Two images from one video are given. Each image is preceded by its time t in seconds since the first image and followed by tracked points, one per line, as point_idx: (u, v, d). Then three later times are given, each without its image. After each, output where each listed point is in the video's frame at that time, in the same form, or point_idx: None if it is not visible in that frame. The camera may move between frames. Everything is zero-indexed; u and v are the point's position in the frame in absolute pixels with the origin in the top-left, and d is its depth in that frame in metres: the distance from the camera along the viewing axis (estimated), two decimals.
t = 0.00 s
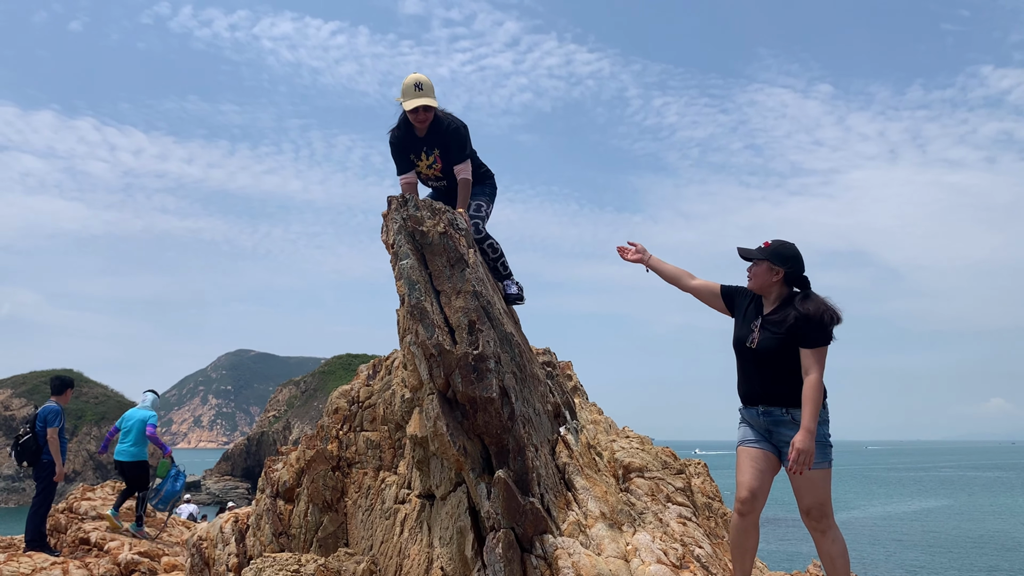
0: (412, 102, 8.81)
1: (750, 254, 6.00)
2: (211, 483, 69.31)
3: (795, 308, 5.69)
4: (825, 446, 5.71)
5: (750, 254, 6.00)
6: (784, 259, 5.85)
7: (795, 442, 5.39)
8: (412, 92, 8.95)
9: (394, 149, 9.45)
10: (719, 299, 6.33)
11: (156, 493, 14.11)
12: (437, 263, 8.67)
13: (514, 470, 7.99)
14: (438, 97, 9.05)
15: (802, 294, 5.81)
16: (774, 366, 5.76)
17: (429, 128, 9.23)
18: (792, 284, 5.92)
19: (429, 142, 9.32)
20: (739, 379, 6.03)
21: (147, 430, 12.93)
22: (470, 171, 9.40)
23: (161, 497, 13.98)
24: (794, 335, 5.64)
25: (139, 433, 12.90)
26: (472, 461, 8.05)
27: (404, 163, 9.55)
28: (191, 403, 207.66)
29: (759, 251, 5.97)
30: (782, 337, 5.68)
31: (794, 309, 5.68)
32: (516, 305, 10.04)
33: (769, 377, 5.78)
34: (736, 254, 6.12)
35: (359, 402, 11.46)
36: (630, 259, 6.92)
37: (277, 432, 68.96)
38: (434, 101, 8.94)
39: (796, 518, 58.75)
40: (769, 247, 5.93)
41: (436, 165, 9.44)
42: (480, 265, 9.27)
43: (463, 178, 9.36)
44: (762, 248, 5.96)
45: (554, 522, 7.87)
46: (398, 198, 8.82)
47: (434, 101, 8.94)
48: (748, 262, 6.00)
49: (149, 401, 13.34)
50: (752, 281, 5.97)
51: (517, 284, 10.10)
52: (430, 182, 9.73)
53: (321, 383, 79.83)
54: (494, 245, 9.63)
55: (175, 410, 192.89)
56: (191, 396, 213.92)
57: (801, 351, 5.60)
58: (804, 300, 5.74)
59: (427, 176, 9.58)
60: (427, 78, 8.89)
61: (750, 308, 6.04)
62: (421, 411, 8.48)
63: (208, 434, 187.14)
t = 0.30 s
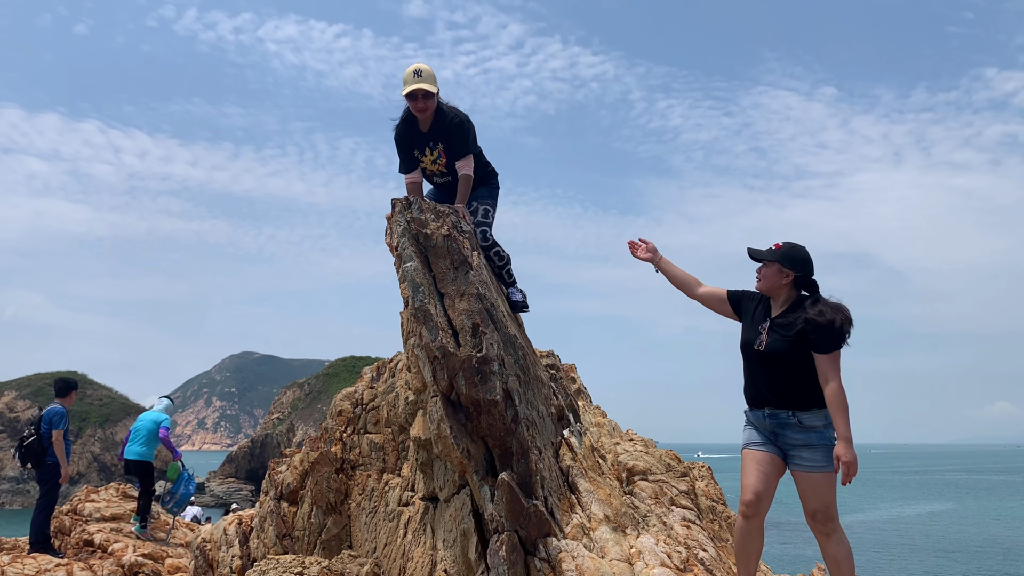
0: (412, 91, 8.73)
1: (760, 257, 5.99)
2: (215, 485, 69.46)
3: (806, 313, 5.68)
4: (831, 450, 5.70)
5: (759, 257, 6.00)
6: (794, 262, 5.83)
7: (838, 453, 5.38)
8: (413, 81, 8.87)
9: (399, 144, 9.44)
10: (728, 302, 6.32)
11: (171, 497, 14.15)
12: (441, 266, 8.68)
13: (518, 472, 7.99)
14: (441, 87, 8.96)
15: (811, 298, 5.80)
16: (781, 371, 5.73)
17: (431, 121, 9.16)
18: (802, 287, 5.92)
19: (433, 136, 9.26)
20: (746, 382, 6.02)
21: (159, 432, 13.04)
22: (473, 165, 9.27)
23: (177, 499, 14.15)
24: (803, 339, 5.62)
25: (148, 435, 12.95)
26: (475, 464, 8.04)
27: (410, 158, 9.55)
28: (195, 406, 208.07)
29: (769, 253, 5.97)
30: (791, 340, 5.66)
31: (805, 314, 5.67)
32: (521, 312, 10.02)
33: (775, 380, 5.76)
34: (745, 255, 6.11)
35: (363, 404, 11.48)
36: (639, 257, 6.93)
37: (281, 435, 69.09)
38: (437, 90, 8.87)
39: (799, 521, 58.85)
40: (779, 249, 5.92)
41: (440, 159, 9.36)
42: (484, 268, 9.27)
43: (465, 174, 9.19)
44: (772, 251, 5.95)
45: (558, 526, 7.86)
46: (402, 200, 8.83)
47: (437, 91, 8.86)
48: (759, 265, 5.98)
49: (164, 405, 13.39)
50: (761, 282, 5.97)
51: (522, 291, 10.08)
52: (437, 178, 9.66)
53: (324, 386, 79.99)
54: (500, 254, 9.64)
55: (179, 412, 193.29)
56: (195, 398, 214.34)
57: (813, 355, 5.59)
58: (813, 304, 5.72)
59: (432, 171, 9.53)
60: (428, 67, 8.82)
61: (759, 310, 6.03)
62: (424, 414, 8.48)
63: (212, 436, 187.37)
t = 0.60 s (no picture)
0: (422, 91, 8.76)
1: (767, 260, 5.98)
2: (220, 488, 69.52)
3: (812, 318, 5.66)
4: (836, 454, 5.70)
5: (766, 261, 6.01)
6: (801, 266, 5.83)
7: (838, 459, 5.37)
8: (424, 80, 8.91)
9: (404, 143, 9.42)
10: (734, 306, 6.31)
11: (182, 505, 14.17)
12: (446, 269, 8.69)
13: (523, 476, 7.98)
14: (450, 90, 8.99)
15: (818, 302, 5.79)
16: (789, 374, 5.72)
17: (438, 121, 9.16)
18: (808, 291, 5.91)
19: (439, 136, 9.22)
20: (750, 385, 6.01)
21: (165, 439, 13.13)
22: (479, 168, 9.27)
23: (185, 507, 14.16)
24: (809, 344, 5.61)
25: (154, 444, 12.99)
26: (480, 468, 8.03)
27: (413, 158, 9.49)
28: (200, 409, 208.28)
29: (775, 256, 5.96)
30: (798, 344, 5.65)
31: (812, 318, 5.66)
32: (527, 317, 9.99)
33: (781, 384, 5.74)
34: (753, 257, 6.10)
35: (367, 408, 11.48)
36: (641, 266, 6.92)
37: (285, 438, 69.15)
38: (446, 92, 8.89)
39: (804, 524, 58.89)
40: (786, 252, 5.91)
41: (445, 159, 9.30)
42: (489, 272, 9.27)
43: (473, 176, 9.23)
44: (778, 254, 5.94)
45: (562, 529, 7.85)
46: (407, 204, 8.84)
47: (446, 93, 8.89)
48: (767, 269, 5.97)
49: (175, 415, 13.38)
50: (768, 285, 5.96)
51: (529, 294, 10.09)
52: (440, 179, 9.59)
53: (328, 389, 80.06)
54: (516, 252, 9.62)
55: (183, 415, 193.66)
56: (200, 402, 214.59)
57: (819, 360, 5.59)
58: (820, 309, 5.71)
59: (436, 172, 9.46)
60: (440, 66, 8.87)
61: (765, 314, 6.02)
62: (428, 418, 8.49)
63: (217, 439, 187.48)
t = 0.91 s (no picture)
0: (427, 98, 8.85)
1: (771, 264, 5.99)
2: (223, 491, 69.57)
3: (817, 321, 5.66)
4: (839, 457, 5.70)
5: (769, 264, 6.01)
6: (806, 268, 5.83)
7: (819, 459, 5.37)
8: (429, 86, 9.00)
9: (409, 144, 9.54)
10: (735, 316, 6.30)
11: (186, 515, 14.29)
12: (449, 272, 8.69)
13: (526, 479, 7.97)
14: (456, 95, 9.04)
15: (822, 306, 5.78)
16: (791, 377, 5.72)
17: (444, 123, 9.24)
18: (812, 294, 5.90)
19: (443, 137, 9.29)
20: (752, 387, 6.00)
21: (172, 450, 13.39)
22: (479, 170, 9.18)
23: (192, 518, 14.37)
24: (812, 347, 5.61)
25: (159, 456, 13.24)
26: (483, 470, 8.03)
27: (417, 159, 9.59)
28: (203, 411, 208.46)
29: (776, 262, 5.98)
30: (801, 347, 5.65)
31: (816, 321, 5.65)
32: (526, 317, 9.95)
33: (783, 386, 5.74)
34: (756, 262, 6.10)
35: (370, 411, 11.48)
36: (640, 292, 6.90)
37: (288, 440, 69.20)
38: (451, 98, 8.96)
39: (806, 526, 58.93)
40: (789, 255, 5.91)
41: (447, 161, 9.34)
42: (491, 275, 9.28)
43: (472, 177, 9.16)
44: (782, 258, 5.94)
45: (565, 533, 7.85)
46: (409, 207, 8.87)
47: (451, 98, 8.96)
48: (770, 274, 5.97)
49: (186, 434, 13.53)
50: (772, 289, 5.96)
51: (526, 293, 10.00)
52: (441, 180, 9.59)
53: (331, 391, 80.15)
54: (509, 254, 9.55)
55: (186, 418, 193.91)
56: (203, 404, 214.85)
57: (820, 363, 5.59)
58: (824, 313, 5.71)
59: (437, 173, 9.49)
60: (444, 72, 8.92)
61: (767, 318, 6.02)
62: (431, 421, 8.48)
63: (220, 441, 187.37)
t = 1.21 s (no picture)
0: (425, 91, 8.78)
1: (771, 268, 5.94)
2: (221, 491, 69.57)
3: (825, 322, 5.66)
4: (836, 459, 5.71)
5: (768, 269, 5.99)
6: (809, 271, 5.82)
7: (835, 461, 5.34)
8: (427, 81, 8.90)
9: (407, 139, 9.35)
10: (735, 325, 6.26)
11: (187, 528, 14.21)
12: (448, 272, 8.68)
13: (524, 479, 7.97)
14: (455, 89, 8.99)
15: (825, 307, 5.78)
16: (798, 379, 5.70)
17: (444, 118, 9.18)
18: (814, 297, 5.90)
19: (444, 132, 9.21)
20: (752, 388, 5.98)
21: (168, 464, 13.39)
22: (480, 169, 9.24)
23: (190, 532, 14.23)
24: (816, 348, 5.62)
25: (152, 469, 13.33)
26: (482, 470, 8.02)
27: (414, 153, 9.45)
28: (202, 411, 208.44)
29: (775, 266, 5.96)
30: (806, 347, 5.65)
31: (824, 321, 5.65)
32: (525, 318, 9.93)
33: (787, 386, 5.73)
34: (755, 266, 6.06)
35: (369, 411, 11.47)
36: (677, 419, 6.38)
37: (287, 440, 69.18)
38: (450, 92, 8.90)
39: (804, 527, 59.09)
40: (787, 259, 5.89)
41: (447, 156, 9.28)
42: (490, 275, 9.28)
43: (476, 174, 9.21)
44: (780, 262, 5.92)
45: (564, 532, 7.84)
46: (409, 206, 8.86)
47: (450, 92, 8.90)
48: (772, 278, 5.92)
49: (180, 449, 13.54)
50: (779, 295, 5.89)
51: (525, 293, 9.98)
52: (438, 175, 9.52)
53: (330, 391, 80.15)
54: (509, 254, 9.55)
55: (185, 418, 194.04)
56: (201, 404, 214.80)
57: (825, 364, 5.60)
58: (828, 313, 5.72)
59: (435, 168, 9.42)
60: (443, 65, 8.84)
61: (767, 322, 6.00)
62: (430, 421, 8.45)
63: (219, 441, 187.36)
